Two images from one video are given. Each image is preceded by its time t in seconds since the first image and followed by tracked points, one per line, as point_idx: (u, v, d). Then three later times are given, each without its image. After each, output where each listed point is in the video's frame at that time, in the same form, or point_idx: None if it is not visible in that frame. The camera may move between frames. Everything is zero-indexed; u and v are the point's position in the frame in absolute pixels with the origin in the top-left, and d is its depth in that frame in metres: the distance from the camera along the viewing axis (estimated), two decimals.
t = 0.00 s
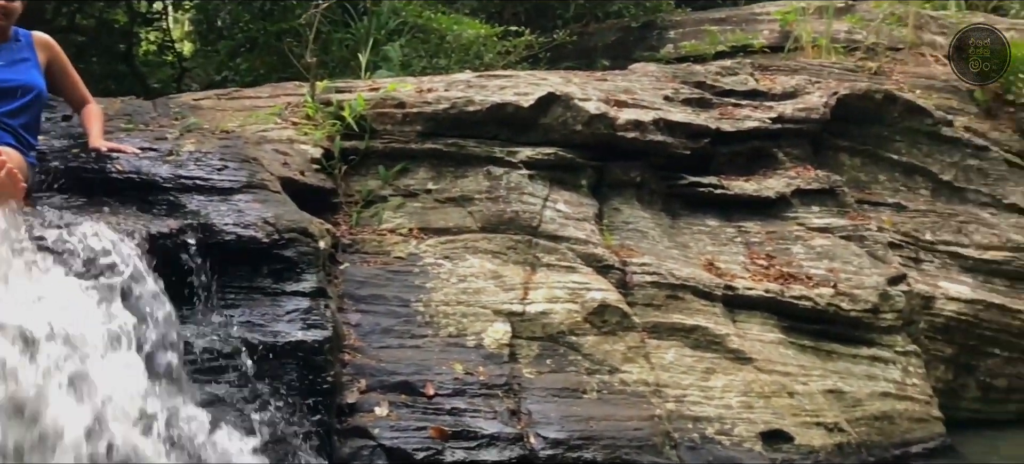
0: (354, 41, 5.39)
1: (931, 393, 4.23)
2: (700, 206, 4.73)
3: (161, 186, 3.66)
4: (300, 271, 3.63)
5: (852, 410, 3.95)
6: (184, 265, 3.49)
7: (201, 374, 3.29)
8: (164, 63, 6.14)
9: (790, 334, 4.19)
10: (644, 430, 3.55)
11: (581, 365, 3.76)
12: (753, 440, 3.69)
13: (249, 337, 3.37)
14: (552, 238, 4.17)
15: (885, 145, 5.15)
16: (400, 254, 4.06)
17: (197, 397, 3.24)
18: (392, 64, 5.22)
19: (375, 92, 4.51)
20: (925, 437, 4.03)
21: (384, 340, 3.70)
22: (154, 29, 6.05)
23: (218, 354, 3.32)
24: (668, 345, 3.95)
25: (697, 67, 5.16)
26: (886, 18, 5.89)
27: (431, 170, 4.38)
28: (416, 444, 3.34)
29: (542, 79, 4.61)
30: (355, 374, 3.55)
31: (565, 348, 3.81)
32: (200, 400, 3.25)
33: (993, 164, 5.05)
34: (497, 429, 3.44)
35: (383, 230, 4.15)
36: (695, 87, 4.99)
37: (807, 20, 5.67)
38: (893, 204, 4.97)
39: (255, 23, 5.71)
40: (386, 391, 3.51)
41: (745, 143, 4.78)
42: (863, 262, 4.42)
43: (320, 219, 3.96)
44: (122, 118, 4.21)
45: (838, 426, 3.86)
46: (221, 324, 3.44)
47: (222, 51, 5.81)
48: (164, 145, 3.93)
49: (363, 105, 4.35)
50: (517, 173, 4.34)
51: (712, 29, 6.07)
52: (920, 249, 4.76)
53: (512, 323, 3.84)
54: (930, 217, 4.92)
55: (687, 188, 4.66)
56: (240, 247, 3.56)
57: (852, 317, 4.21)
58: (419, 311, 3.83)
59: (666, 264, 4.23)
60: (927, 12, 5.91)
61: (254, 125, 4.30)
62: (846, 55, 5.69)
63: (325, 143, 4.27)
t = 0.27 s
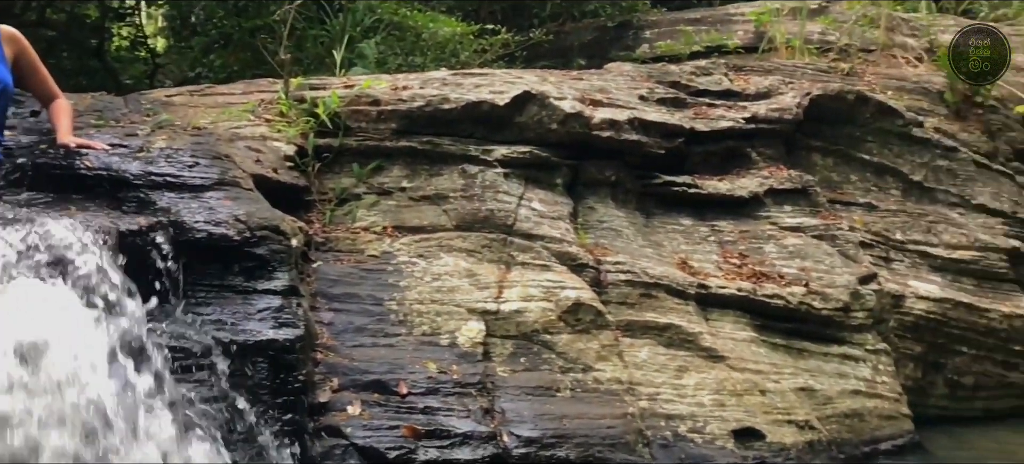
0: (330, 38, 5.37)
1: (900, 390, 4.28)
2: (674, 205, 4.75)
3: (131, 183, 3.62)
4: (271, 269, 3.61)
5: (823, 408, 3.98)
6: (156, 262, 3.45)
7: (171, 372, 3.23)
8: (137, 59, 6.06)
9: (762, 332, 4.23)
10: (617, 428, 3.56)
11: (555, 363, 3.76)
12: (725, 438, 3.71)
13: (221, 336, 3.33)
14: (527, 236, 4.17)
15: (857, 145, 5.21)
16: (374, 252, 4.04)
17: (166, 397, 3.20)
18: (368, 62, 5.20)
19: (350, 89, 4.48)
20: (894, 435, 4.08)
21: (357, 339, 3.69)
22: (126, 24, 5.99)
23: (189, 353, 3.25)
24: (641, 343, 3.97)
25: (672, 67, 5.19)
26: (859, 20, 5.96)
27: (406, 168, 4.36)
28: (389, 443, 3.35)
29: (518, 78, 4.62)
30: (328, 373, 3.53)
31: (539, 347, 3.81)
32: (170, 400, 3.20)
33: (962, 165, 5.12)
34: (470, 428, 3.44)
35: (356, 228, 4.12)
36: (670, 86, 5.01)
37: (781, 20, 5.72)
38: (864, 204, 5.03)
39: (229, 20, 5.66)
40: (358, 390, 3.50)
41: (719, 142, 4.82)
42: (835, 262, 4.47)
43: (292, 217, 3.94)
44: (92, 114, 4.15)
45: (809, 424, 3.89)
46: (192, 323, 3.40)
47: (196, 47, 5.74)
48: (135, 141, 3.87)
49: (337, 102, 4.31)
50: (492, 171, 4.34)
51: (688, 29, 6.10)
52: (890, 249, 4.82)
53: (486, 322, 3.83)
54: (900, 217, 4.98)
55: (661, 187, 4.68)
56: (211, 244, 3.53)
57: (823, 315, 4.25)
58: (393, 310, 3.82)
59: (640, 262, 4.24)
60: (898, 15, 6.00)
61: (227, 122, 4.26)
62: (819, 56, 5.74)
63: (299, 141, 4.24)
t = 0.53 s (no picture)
0: (305, 36, 5.35)
1: (872, 389, 4.33)
2: (651, 205, 4.76)
3: (101, 181, 3.58)
4: (244, 269, 3.56)
5: (797, 407, 4.01)
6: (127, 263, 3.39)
7: (142, 374, 3.24)
8: (109, 56, 5.99)
9: (736, 332, 4.25)
10: (592, 428, 3.57)
11: (530, 363, 3.76)
12: (699, 437, 3.73)
13: (192, 336, 3.31)
14: (503, 236, 4.16)
15: (830, 146, 5.26)
16: (348, 251, 4.01)
17: (139, 399, 3.26)
18: (343, 60, 5.17)
19: (324, 88, 4.45)
20: (866, 433, 4.13)
21: (331, 339, 3.66)
22: (99, 20, 5.93)
23: (160, 354, 3.25)
24: (616, 343, 3.97)
25: (648, 67, 5.21)
26: (832, 22, 6.02)
27: (381, 167, 4.34)
28: (363, 443, 3.33)
29: (494, 77, 4.61)
30: (301, 374, 3.50)
31: (515, 346, 3.80)
32: (147, 401, 3.27)
33: (933, 166, 5.19)
34: (445, 428, 3.43)
35: (331, 227, 4.10)
36: (646, 87, 5.03)
37: (755, 22, 5.77)
38: (837, 204, 5.08)
39: (203, 17, 5.61)
40: (332, 390, 3.47)
41: (694, 143, 4.85)
42: (808, 261, 4.51)
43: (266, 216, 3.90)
44: (62, 111, 4.08)
45: (782, 422, 3.92)
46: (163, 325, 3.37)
47: (170, 44, 5.68)
48: (105, 139, 3.81)
49: (312, 100, 4.28)
50: (468, 170, 4.33)
51: (664, 30, 6.13)
52: (863, 249, 4.88)
53: (462, 321, 3.82)
54: (873, 217, 5.03)
55: (637, 187, 4.69)
56: (183, 244, 3.48)
57: (796, 315, 4.29)
58: (367, 310, 3.79)
59: (615, 262, 4.25)
60: (870, 18, 6.09)
61: (200, 120, 4.22)
62: (793, 58, 5.79)
63: (273, 139, 4.21)
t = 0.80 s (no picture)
0: (281, 35, 5.34)
1: (844, 388, 4.37)
2: (626, 205, 4.78)
3: (71, 179, 3.50)
4: (216, 269, 3.53)
5: (770, 406, 4.04)
6: (98, 262, 3.34)
7: (107, 375, 3.17)
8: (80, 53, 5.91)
9: (710, 331, 4.28)
10: (567, 427, 3.57)
11: (505, 363, 3.76)
12: (673, 436, 3.74)
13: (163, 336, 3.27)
14: (478, 236, 4.15)
15: (804, 147, 5.31)
16: (322, 251, 3.99)
17: (103, 399, 3.17)
18: (319, 58, 5.14)
19: (299, 86, 4.43)
20: (837, 432, 4.17)
21: (304, 339, 3.63)
22: (70, 16, 5.89)
23: (127, 355, 3.18)
24: (591, 343, 3.98)
25: (624, 68, 5.23)
26: (806, 24, 6.07)
27: (356, 166, 4.32)
28: (337, 444, 3.31)
29: (470, 76, 4.61)
30: (274, 374, 3.47)
31: (490, 346, 3.79)
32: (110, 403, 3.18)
33: (905, 167, 5.27)
34: (419, 428, 3.42)
35: (305, 227, 4.07)
36: (622, 87, 5.05)
37: (731, 23, 5.80)
38: (811, 205, 5.12)
39: (177, 14, 5.57)
40: (306, 390, 3.45)
41: (670, 143, 4.87)
42: (781, 261, 4.55)
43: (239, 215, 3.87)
44: (30, 108, 4.01)
45: (755, 421, 3.94)
46: (133, 325, 3.32)
47: (143, 41, 5.61)
48: (76, 136, 3.73)
49: (286, 98, 4.25)
50: (443, 170, 4.32)
51: (640, 31, 6.15)
52: (835, 249, 4.92)
53: (437, 322, 3.80)
54: (845, 218, 5.09)
55: (612, 188, 4.71)
56: (154, 243, 3.44)
57: (770, 314, 4.32)
58: (341, 310, 3.77)
59: (590, 262, 4.26)
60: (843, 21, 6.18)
61: (173, 118, 4.17)
62: (768, 59, 5.82)
63: (247, 138, 4.18)
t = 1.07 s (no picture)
0: (255, 32, 5.30)
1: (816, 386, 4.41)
2: (604, 204, 4.78)
3: (40, 175, 3.43)
4: (188, 267, 3.49)
5: (743, 404, 4.07)
6: (67, 259, 3.30)
7: (77, 374, 3.16)
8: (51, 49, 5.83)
9: (685, 330, 4.30)
10: (541, 426, 3.57)
11: (480, 362, 3.75)
12: (646, 434, 3.75)
13: (134, 335, 3.25)
14: (454, 234, 4.15)
15: (778, 148, 5.36)
16: (296, 250, 3.96)
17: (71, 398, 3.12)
18: (294, 55, 5.13)
19: (273, 83, 4.40)
20: (810, 430, 4.19)
21: (277, 338, 3.60)
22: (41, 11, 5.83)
23: (98, 352, 3.18)
24: (566, 341, 3.98)
25: (601, 67, 5.25)
26: (781, 25, 6.12)
27: (331, 164, 4.30)
28: (310, 443, 3.29)
29: (446, 75, 4.60)
30: (247, 373, 3.44)
31: (465, 345, 3.79)
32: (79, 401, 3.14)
33: (877, 168, 5.36)
34: (393, 427, 3.40)
35: (278, 225, 4.04)
36: (598, 87, 5.07)
37: (706, 24, 5.83)
38: (784, 205, 5.16)
39: (151, 10, 5.53)
40: (279, 390, 3.42)
41: (645, 142, 4.90)
42: (755, 261, 4.58)
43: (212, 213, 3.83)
44: None
45: (728, 419, 3.96)
46: (103, 324, 3.28)
47: (116, 36, 5.54)
48: (45, 132, 3.67)
49: (260, 95, 4.23)
50: (419, 168, 4.30)
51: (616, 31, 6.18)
52: (809, 249, 4.96)
53: (411, 321, 3.79)
54: (819, 218, 5.14)
55: (588, 187, 4.72)
56: (125, 241, 3.40)
57: (744, 313, 4.35)
58: (315, 308, 3.74)
59: (566, 260, 4.27)
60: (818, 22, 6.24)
61: (145, 114, 4.12)
62: (743, 60, 5.87)
63: (220, 135, 4.15)
